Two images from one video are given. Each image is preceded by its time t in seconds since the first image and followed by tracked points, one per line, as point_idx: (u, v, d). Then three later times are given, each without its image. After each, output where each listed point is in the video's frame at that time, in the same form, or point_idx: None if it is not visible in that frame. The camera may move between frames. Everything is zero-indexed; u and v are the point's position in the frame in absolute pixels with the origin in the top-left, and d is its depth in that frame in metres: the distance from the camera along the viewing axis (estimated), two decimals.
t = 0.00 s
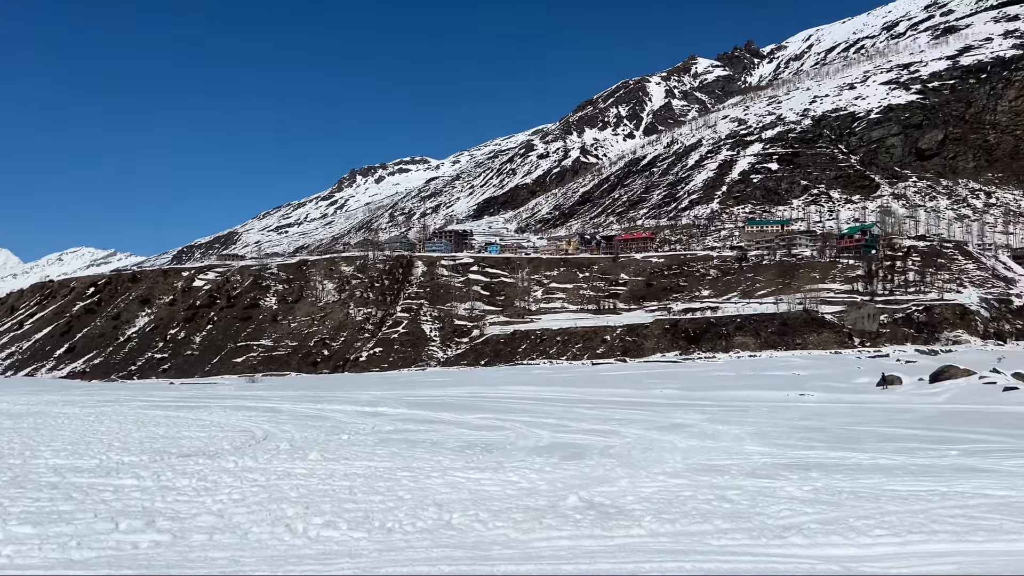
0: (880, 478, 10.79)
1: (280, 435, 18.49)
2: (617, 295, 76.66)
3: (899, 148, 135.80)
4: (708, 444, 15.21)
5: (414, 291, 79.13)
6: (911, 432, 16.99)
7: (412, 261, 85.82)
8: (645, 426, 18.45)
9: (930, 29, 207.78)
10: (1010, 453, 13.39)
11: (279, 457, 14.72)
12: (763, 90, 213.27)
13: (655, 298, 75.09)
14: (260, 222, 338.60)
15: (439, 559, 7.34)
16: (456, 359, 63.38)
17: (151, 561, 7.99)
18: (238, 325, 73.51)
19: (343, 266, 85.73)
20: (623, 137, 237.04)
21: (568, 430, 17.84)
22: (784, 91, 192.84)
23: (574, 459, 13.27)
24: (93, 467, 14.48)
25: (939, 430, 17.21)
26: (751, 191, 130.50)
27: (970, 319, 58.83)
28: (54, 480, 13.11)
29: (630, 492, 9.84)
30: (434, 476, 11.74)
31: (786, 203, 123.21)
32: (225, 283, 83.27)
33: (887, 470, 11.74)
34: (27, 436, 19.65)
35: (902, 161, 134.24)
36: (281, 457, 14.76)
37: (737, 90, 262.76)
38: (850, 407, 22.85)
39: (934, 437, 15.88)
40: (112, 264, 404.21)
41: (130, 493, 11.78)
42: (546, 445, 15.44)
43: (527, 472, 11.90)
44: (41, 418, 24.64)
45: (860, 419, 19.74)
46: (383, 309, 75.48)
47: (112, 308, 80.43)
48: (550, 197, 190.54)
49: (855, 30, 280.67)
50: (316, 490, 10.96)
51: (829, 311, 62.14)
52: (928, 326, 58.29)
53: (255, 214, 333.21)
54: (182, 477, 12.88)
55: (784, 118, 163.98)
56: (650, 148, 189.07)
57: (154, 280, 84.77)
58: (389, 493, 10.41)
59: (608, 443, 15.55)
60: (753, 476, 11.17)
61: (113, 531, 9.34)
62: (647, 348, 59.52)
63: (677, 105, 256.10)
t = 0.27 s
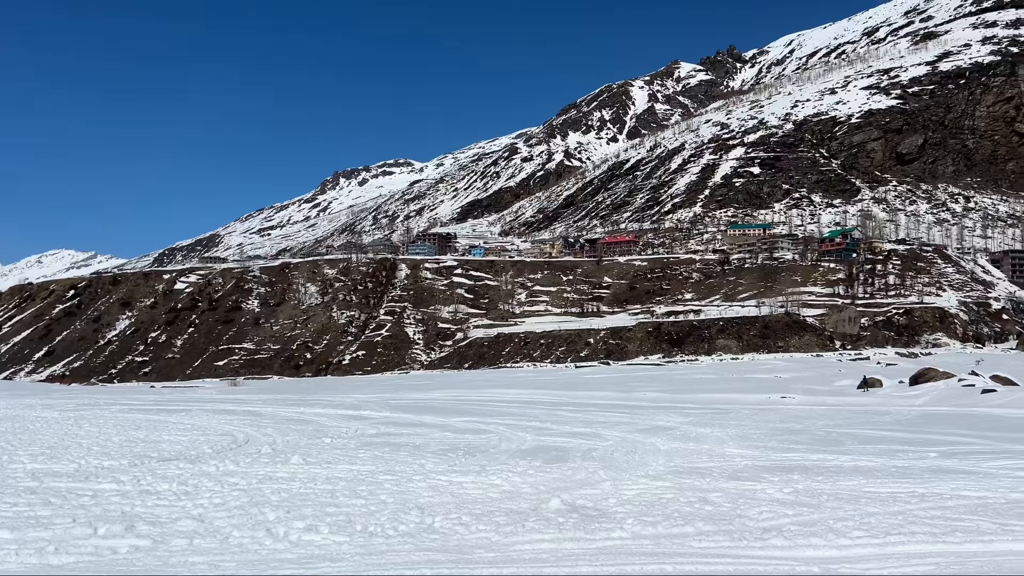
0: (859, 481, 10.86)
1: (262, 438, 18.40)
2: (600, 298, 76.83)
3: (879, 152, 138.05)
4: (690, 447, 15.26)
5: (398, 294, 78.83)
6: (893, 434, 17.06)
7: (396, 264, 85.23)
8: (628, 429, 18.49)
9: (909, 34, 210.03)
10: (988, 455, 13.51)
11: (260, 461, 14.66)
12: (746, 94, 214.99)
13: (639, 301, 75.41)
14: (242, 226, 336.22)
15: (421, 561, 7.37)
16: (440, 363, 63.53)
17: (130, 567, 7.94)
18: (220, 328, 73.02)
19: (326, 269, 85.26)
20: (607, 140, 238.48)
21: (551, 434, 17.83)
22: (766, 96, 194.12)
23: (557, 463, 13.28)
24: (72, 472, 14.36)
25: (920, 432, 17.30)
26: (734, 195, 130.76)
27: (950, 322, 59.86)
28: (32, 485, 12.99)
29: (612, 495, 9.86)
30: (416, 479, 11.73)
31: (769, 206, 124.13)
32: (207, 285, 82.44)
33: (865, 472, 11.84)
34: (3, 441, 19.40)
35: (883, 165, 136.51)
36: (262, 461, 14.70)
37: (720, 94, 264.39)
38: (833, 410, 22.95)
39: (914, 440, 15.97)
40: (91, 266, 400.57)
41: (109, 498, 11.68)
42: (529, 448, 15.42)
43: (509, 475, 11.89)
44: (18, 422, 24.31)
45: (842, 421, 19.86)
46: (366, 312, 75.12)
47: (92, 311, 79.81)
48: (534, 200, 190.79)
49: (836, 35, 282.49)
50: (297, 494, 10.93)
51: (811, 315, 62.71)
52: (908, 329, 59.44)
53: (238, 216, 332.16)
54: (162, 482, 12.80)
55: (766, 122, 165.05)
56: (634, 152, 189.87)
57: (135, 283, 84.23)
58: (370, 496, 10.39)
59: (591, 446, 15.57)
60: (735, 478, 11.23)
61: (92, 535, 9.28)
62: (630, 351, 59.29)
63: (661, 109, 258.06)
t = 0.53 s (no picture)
0: (842, 483, 10.92)
1: (246, 442, 18.33)
2: (586, 301, 77.18)
3: (862, 156, 139.49)
4: (674, 450, 15.34)
5: (383, 297, 78.85)
6: (877, 436, 17.18)
7: (382, 267, 85.08)
8: (613, 432, 18.54)
9: (892, 39, 212.16)
10: (968, 457, 13.63)
11: (244, 465, 14.62)
12: (731, 98, 216.49)
13: (624, 305, 75.75)
14: (227, 229, 334.04)
15: (404, 565, 7.38)
16: (426, 365, 63.69)
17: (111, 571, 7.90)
18: (204, 331, 72.79)
19: (311, 272, 85.11)
20: (593, 144, 239.95)
21: (537, 437, 17.87)
22: (751, 100, 195.36)
23: (541, 466, 13.29)
24: (53, 476, 14.25)
25: (902, 434, 17.46)
26: (719, 199, 131.38)
27: (933, 324, 60.11)
28: (13, 490, 12.90)
29: (597, 498, 9.87)
30: (401, 483, 11.70)
31: (753, 210, 124.81)
32: (191, 288, 82.17)
33: (848, 474, 11.91)
34: None
35: (866, 169, 137.83)
36: (246, 465, 14.65)
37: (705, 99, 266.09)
38: (817, 413, 23.06)
39: (897, 441, 16.10)
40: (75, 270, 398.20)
41: (91, 503, 11.60)
42: (514, 451, 15.44)
43: (494, 479, 11.88)
44: None
45: (825, 424, 19.97)
46: (352, 315, 75.03)
47: (75, 313, 79.41)
48: (520, 203, 191.16)
49: (820, 39, 284.40)
50: (280, 499, 10.88)
51: (795, 318, 63.19)
52: (891, 331, 59.77)
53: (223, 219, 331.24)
54: (145, 486, 12.73)
55: (751, 126, 166.02)
56: (620, 155, 190.70)
57: (118, 285, 83.89)
58: (354, 500, 10.35)
59: (576, 449, 15.60)
60: (719, 480, 11.28)
61: (73, 541, 9.22)
62: (616, 354, 59.79)
63: (646, 113, 260.01)
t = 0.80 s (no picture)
0: (824, 485, 10.97)
1: (230, 446, 18.25)
2: (573, 305, 77.42)
3: (848, 161, 140.36)
4: (660, 453, 15.36)
5: (370, 300, 78.74)
6: (861, 439, 17.28)
7: (368, 270, 84.93)
8: (599, 435, 18.57)
9: (877, 45, 213.73)
10: (949, 459, 13.75)
11: (228, 469, 14.56)
12: (717, 102, 217.67)
13: (611, 308, 76.08)
14: (213, 231, 331.58)
15: (387, 570, 7.36)
16: (413, 369, 63.69)
17: None
18: (189, 334, 72.50)
19: (297, 275, 84.84)
20: (580, 147, 240.84)
21: (523, 440, 17.86)
22: (737, 104, 196.16)
23: (527, 469, 13.31)
24: (34, 481, 14.12)
25: (887, 437, 17.53)
26: (705, 203, 131.48)
27: (917, 328, 60.89)
28: None
29: (582, 501, 9.87)
30: (386, 487, 11.65)
31: (739, 214, 125.37)
32: (176, 291, 81.82)
33: (832, 477, 11.97)
34: None
35: (851, 173, 138.68)
36: (230, 469, 14.60)
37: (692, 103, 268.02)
38: (802, 416, 23.15)
39: (882, 445, 16.17)
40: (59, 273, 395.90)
41: (74, 507, 11.53)
42: (500, 455, 15.43)
43: (480, 482, 11.87)
44: None
45: (809, 427, 20.06)
46: (338, 318, 74.94)
47: (58, 316, 78.92)
48: (507, 206, 191.36)
49: (806, 44, 286.45)
50: (264, 503, 10.83)
51: (781, 321, 63.50)
52: (876, 334, 60.28)
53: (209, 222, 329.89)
54: (128, 491, 12.65)
55: (737, 131, 166.50)
56: (607, 159, 191.22)
57: (103, 288, 83.31)
58: (339, 505, 10.30)
59: (562, 452, 15.61)
60: (704, 484, 11.31)
61: (55, 545, 9.16)
62: (603, 357, 60.02)
63: (633, 117, 261.45)
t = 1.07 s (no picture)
0: (809, 488, 11.01)
1: (216, 450, 18.19)
2: (561, 308, 77.54)
3: (834, 166, 141.33)
4: (646, 456, 15.40)
5: (358, 303, 78.70)
6: (846, 442, 17.38)
7: (356, 273, 84.89)
8: (586, 439, 18.61)
9: (863, 50, 215.47)
10: (932, 462, 13.86)
11: (213, 473, 14.49)
12: (705, 107, 218.86)
13: (599, 311, 76.31)
14: (201, 234, 329.99)
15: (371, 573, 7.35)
16: (401, 372, 63.67)
17: None
18: (175, 337, 72.31)
19: (284, 278, 84.72)
20: (568, 151, 241.87)
21: (510, 443, 17.86)
22: (724, 109, 196.89)
23: (513, 472, 13.30)
24: (17, 485, 14.01)
25: (872, 440, 17.65)
26: (693, 207, 131.95)
27: (902, 332, 61.42)
28: None
29: (568, 504, 9.87)
30: (371, 491, 11.62)
31: (726, 218, 125.96)
32: (162, 294, 81.62)
33: (816, 480, 12.02)
34: None
35: (838, 178, 140.00)
36: (215, 473, 14.53)
37: (678, 107, 270.22)
38: (788, 419, 23.26)
39: (868, 448, 16.27)
40: (43, 275, 392.68)
41: (56, 511, 11.44)
42: (487, 458, 15.44)
43: (467, 486, 11.86)
44: None
45: (794, 430, 20.16)
46: (326, 321, 74.90)
47: (42, 319, 78.57)
48: (495, 210, 191.51)
49: (793, 49, 288.32)
50: (250, 507, 10.77)
51: (767, 325, 63.77)
52: (861, 339, 60.86)
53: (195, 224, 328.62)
54: (111, 495, 12.56)
55: (724, 135, 166.92)
56: (595, 163, 191.69)
57: (87, 291, 82.83)
58: (324, 509, 10.26)
59: (549, 455, 15.62)
60: (690, 486, 11.34)
61: (36, 550, 9.10)
62: (591, 361, 60.13)
63: (621, 121, 262.87)
